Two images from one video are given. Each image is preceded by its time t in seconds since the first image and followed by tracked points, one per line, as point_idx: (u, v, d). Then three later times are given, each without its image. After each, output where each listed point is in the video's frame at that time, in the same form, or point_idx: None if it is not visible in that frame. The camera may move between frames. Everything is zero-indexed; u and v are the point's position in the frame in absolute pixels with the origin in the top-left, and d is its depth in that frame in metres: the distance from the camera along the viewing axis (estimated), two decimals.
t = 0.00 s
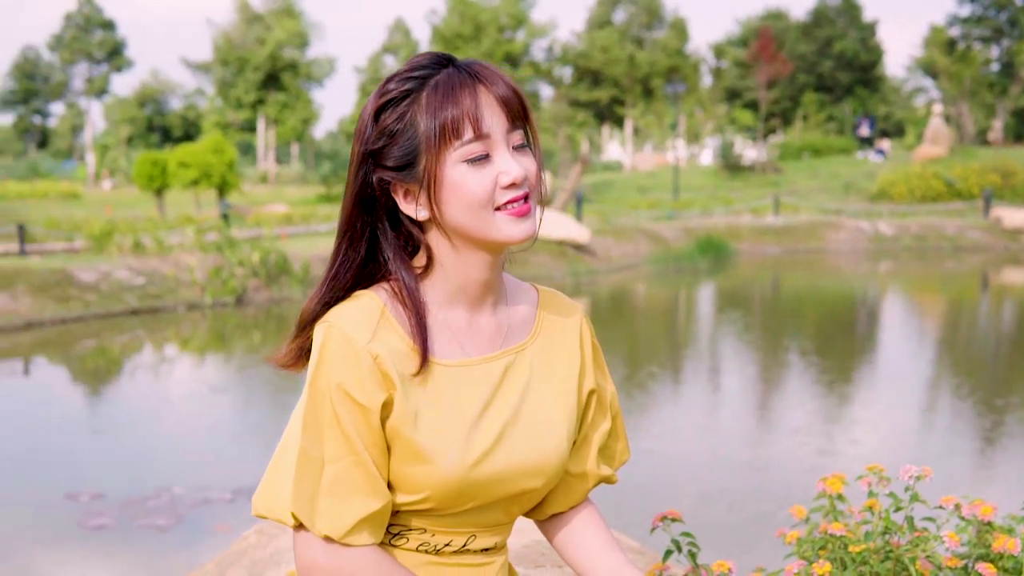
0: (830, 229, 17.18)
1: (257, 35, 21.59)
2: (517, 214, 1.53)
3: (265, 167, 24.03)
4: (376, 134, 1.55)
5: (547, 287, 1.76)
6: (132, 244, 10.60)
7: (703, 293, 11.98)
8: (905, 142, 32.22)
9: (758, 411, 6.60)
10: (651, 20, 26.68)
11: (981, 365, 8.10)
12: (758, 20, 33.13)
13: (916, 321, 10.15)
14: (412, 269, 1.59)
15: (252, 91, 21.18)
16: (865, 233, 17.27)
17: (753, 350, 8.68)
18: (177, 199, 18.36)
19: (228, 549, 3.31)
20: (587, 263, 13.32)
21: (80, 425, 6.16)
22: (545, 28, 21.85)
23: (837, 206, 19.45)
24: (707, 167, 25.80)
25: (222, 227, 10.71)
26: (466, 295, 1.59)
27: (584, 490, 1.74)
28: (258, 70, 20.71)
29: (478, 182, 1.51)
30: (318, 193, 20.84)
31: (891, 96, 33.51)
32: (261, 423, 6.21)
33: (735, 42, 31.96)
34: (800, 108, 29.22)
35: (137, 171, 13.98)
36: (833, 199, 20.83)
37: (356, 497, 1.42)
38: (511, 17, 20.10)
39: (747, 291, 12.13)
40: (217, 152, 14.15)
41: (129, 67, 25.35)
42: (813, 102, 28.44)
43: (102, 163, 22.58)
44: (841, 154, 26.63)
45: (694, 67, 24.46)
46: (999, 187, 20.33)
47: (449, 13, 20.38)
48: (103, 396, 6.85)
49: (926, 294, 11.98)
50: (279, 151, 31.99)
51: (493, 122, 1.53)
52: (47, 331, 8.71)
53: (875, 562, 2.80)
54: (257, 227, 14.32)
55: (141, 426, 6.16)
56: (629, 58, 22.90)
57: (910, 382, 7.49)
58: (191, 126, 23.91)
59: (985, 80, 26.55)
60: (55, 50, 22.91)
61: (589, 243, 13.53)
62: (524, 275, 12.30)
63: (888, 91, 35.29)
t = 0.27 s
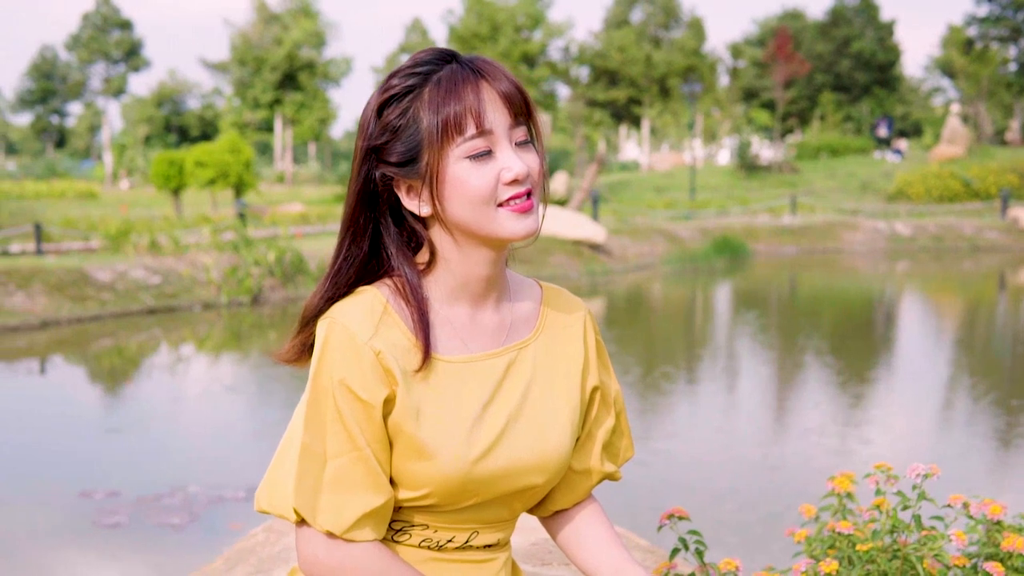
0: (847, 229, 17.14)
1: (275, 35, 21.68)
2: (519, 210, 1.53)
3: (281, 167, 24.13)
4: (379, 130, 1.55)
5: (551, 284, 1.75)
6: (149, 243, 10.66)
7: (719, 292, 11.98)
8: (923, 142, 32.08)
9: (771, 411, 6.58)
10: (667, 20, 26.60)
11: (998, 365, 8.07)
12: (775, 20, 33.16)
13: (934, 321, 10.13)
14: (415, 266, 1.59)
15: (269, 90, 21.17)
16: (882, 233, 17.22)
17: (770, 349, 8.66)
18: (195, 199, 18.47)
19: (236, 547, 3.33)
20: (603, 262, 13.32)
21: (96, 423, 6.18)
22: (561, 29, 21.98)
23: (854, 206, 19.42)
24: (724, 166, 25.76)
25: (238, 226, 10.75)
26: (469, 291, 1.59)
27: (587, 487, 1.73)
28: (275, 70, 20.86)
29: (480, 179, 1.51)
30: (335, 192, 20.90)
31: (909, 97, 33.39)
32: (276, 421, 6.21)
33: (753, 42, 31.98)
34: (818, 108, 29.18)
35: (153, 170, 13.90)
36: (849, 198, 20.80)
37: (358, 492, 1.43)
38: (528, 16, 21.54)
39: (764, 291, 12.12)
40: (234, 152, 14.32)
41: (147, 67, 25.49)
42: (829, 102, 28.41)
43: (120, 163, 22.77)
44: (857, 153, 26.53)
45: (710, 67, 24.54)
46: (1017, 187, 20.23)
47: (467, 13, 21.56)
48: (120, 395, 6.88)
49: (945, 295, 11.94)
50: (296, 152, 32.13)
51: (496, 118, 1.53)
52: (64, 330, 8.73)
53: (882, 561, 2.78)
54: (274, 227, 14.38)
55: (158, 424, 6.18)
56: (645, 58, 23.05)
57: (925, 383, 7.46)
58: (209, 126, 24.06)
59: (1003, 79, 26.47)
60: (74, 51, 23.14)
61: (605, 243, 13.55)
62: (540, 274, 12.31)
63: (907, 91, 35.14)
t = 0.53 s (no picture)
0: (859, 229, 17.12)
1: (287, 35, 21.81)
2: (521, 207, 1.53)
3: (294, 167, 24.17)
4: (381, 127, 1.55)
5: (553, 281, 1.75)
6: (161, 243, 10.69)
7: (732, 293, 11.97)
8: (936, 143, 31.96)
9: (781, 411, 6.57)
10: (680, 20, 26.73)
11: (1011, 366, 8.05)
12: (788, 21, 33.16)
13: (946, 321, 10.13)
14: (417, 263, 1.59)
15: (282, 90, 21.24)
16: (895, 233, 17.18)
17: (782, 350, 8.64)
18: (208, 199, 18.52)
19: (242, 544, 3.34)
20: (615, 263, 13.31)
21: (107, 422, 6.19)
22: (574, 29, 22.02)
23: (867, 207, 19.37)
24: (737, 167, 25.70)
25: (250, 226, 10.77)
26: (470, 289, 1.59)
27: (589, 485, 1.73)
28: (289, 70, 20.92)
29: (482, 176, 1.51)
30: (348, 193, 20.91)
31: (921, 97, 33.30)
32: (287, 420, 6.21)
33: (766, 42, 31.96)
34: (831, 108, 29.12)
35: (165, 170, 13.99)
36: (862, 198, 20.75)
37: (359, 488, 1.43)
38: (541, 16, 21.60)
39: (777, 291, 12.11)
40: (246, 152, 14.33)
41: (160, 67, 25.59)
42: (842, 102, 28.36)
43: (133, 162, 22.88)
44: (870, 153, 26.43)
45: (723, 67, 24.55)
46: None
47: (480, 14, 21.64)
48: (132, 394, 6.89)
49: (958, 295, 11.92)
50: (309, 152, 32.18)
51: (498, 115, 1.53)
52: (76, 329, 8.75)
53: (888, 561, 2.77)
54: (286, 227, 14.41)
55: (169, 423, 6.19)
56: (657, 58, 23.09)
57: (936, 384, 7.44)
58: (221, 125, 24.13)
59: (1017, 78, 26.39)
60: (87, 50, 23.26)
61: (617, 243, 13.57)
62: (551, 275, 12.31)
63: (920, 92, 35.00)
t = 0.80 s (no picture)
0: (878, 230, 17.05)
1: (306, 35, 21.96)
2: (524, 204, 1.53)
3: (312, 167, 24.22)
4: (385, 124, 1.55)
5: (557, 278, 1.76)
6: (179, 243, 10.74)
7: (750, 293, 11.96)
8: (956, 143, 31.76)
9: (796, 412, 6.55)
10: (699, 20, 26.72)
11: None
12: (807, 21, 33.07)
13: (966, 321, 10.13)
14: (420, 259, 1.60)
15: (301, 90, 21.32)
16: (914, 234, 17.10)
17: (800, 351, 8.61)
18: (227, 198, 18.59)
19: (251, 541, 3.34)
20: (633, 263, 13.29)
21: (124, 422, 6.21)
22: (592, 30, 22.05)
23: (886, 207, 19.29)
24: (756, 167, 25.62)
25: (268, 226, 10.80)
26: (473, 286, 1.59)
27: (593, 482, 1.73)
28: (308, 70, 20.98)
29: (485, 173, 1.51)
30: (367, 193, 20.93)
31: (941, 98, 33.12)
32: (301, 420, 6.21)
33: (785, 42, 31.88)
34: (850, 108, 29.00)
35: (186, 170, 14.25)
36: (881, 199, 20.65)
37: (361, 484, 1.43)
38: (559, 17, 21.66)
39: (796, 291, 12.09)
40: (265, 151, 14.26)
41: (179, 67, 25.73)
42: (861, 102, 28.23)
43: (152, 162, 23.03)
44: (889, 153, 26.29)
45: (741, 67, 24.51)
46: None
47: (499, 14, 21.65)
48: (149, 393, 6.91)
49: (977, 295, 11.88)
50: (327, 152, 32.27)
51: (501, 113, 1.53)
52: (94, 328, 8.78)
53: (895, 560, 2.76)
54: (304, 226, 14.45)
55: (185, 423, 6.20)
56: (676, 58, 23.09)
57: (952, 384, 7.41)
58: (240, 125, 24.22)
59: None
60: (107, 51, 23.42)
61: (635, 244, 13.57)
62: (569, 275, 12.30)
63: (941, 93, 34.79)
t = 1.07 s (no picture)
0: (891, 229, 17.00)
1: (319, 35, 22.03)
2: (526, 202, 1.53)
3: (325, 167, 24.22)
4: (387, 121, 1.55)
5: (560, 277, 1.75)
6: (191, 242, 10.76)
7: (763, 293, 11.93)
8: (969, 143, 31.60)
9: (807, 412, 6.54)
10: (712, 20, 26.61)
11: None
12: (820, 20, 32.98)
13: (980, 321, 10.13)
14: (422, 258, 1.60)
15: (314, 90, 21.35)
16: (927, 233, 17.03)
17: (812, 351, 8.59)
18: (239, 198, 18.61)
19: (257, 539, 3.34)
20: (645, 263, 13.27)
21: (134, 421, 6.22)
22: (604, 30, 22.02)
23: (899, 207, 19.22)
24: (768, 167, 25.53)
25: (280, 226, 10.80)
26: (475, 284, 1.59)
27: (596, 480, 1.73)
28: (320, 70, 20.98)
29: (486, 170, 1.51)
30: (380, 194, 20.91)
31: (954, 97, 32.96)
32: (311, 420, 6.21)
33: (798, 42, 31.78)
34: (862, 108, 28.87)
35: (198, 170, 14.28)
36: (894, 199, 20.57)
37: (362, 481, 1.43)
38: (572, 17, 21.65)
39: (808, 291, 12.07)
40: (277, 151, 14.23)
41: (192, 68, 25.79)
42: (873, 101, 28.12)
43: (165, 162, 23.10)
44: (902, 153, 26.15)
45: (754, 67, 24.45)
46: None
47: (511, 13, 21.59)
48: (160, 393, 6.92)
49: (990, 295, 11.85)
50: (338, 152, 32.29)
51: (503, 111, 1.52)
52: (106, 327, 8.79)
53: (901, 560, 2.75)
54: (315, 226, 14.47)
55: (196, 422, 6.21)
56: (689, 57, 23.04)
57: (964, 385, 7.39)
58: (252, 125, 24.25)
59: None
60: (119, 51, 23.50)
61: (647, 243, 13.56)
62: (580, 275, 12.28)
63: (953, 92, 34.62)
